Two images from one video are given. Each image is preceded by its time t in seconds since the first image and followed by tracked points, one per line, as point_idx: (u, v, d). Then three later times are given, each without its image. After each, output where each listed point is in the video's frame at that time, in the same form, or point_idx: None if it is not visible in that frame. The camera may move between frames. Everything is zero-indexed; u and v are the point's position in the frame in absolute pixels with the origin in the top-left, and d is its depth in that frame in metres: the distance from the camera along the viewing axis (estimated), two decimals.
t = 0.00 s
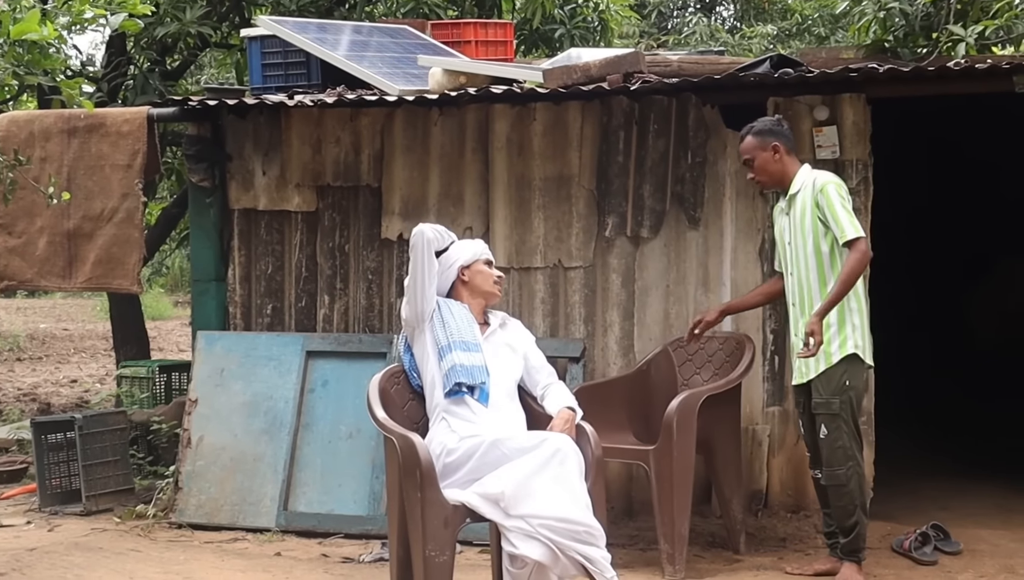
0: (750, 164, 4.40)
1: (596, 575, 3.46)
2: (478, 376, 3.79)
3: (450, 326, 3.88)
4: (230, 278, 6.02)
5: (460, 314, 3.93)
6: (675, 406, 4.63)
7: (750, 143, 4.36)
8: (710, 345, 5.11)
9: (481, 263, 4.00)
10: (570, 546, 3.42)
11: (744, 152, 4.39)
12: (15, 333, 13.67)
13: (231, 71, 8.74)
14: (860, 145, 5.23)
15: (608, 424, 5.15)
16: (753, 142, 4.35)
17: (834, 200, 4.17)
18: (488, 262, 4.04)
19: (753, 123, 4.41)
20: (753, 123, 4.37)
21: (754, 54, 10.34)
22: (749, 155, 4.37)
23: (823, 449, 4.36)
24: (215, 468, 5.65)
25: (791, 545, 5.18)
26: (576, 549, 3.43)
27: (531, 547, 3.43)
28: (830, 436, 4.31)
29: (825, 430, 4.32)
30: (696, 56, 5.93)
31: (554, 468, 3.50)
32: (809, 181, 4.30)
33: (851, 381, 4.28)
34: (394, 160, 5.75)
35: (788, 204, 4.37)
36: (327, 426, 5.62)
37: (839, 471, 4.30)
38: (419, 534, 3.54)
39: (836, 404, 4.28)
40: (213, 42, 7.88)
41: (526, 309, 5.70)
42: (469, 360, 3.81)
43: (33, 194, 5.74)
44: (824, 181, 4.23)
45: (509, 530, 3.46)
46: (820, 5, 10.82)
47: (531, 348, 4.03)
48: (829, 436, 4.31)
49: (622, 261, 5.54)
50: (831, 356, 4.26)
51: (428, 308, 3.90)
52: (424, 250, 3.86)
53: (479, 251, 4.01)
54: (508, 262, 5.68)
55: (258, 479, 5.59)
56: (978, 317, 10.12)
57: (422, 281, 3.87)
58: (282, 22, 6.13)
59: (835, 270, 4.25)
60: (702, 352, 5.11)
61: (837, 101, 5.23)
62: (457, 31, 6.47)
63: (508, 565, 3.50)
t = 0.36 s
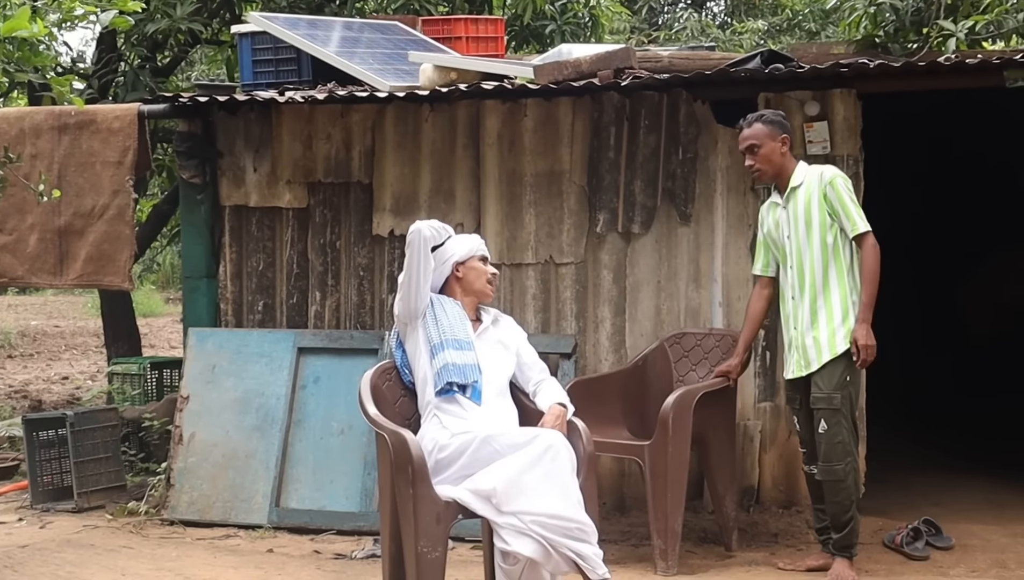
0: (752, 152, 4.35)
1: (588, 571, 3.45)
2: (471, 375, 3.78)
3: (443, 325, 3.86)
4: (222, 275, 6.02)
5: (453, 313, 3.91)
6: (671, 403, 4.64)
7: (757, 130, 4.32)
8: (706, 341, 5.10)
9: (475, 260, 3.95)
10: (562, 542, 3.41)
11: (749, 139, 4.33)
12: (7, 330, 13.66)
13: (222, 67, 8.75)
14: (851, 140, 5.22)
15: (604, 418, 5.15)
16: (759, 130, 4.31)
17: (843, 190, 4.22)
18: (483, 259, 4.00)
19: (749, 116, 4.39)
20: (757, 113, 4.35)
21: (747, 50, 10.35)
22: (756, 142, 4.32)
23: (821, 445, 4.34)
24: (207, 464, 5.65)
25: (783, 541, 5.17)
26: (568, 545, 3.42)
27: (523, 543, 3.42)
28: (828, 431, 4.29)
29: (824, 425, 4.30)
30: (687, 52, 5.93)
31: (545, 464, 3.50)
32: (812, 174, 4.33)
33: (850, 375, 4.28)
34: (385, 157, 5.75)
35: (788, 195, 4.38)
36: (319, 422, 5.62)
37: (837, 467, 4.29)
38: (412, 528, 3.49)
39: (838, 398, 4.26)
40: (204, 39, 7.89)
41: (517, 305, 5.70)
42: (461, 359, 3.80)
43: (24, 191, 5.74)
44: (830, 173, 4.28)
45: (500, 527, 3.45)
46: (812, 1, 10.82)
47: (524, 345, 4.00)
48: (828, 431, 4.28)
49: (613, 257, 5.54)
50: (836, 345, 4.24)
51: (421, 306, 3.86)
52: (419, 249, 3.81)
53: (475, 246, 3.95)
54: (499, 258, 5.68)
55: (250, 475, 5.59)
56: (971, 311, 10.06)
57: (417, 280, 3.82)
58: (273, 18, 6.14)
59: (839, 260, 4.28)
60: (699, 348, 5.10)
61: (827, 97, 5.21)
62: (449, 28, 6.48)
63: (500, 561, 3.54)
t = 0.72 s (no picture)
0: (758, 152, 4.32)
1: (586, 569, 3.44)
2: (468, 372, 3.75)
3: (441, 321, 3.83)
4: (219, 273, 6.02)
5: (450, 310, 3.88)
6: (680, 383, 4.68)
7: (761, 131, 4.29)
8: (666, 329, 5.17)
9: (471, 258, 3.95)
10: (560, 540, 3.41)
11: (754, 141, 4.29)
12: (5, 329, 13.66)
13: (219, 65, 8.75)
14: (848, 138, 5.22)
15: (584, 423, 5.13)
16: (762, 130, 4.29)
17: (854, 192, 4.22)
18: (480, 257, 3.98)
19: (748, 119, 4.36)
20: (756, 114, 4.32)
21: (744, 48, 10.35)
22: (761, 142, 4.29)
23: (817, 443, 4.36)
24: (205, 462, 5.65)
25: (780, 538, 5.17)
26: (566, 544, 3.41)
27: (521, 542, 3.42)
28: (825, 429, 4.31)
29: (822, 423, 4.32)
30: (684, 49, 5.93)
31: (543, 462, 3.49)
32: (823, 173, 4.30)
33: (849, 375, 4.29)
34: (382, 155, 5.75)
35: (796, 194, 4.34)
36: (317, 420, 5.62)
37: (835, 465, 4.30)
38: (410, 526, 3.49)
39: (836, 397, 4.26)
40: (201, 38, 7.90)
41: (514, 303, 5.70)
42: (459, 357, 3.77)
43: (20, 190, 5.74)
44: (841, 173, 4.26)
45: (499, 525, 3.45)
46: None
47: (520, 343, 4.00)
48: (827, 429, 4.30)
49: (610, 255, 5.54)
50: (837, 349, 4.26)
51: (418, 303, 3.85)
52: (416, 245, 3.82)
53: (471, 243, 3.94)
54: (497, 256, 5.68)
55: (248, 474, 5.59)
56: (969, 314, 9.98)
57: (412, 277, 3.82)
58: (270, 17, 6.14)
59: (844, 262, 4.28)
60: (660, 337, 5.17)
61: (825, 94, 5.21)
62: (445, 26, 6.51)
63: (499, 560, 3.54)
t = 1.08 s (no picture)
0: (765, 143, 4.32)
1: (586, 567, 3.42)
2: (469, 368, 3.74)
3: (440, 319, 3.82)
4: (219, 272, 6.02)
5: (448, 308, 3.87)
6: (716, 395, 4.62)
7: (773, 123, 4.28)
8: (687, 330, 5.19)
9: (460, 256, 3.86)
10: (560, 539, 3.39)
11: (766, 131, 4.29)
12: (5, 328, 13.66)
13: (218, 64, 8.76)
14: (848, 136, 5.22)
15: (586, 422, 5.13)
16: (776, 122, 4.28)
17: (845, 189, 4.19)
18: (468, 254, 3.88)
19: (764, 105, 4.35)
20: (774, 104, 4.31)
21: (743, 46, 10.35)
22: (771, 135, 4.29)
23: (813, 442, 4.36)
24: (205, 461, 5.65)
25: (781, 536, 5.19)
26: (566, 542, 3.39)
27: (521, 540, 3.40)
28: (819, 426, 4.31)
29: (816, 421, 4.33)
30: (684, 48, 5.93)
31: (543, 460, 3.46)
32: (815, 172, 4.30)
33: (843, 374, 4.28)
34: (382, 154, 5.75)
35: (792, 192, 4.35)
36: (317, 419, 5.62)
37: (829, 464, 4.30)
38: (411, 525, 3.49)
39: (829, 396, 4.26)
40: (201, 36, 7.90)
41: (515, 301, 5.70)
42: (460, 354, 3.76)
43: (20, 189, 5.74)
44: (832, 171, 4.25)
45: (499, 524, 3.44)
46: None
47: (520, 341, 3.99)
48: (821, 427, 4.31)
49: (610, 253, 5.54)
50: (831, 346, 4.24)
51: (417, 301, 3.84)
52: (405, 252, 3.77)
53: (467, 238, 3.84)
54: (497, 255, 5.68)
55: (248, 472, 5.59)
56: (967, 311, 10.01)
57: (406, 277, 3.80)
58: (270, 16, 6.14)
59: (839, 259, 4.26)
60: (680, 337, 5.20)
61: (825, 93, 5.21)
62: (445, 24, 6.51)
63: (498, 558, 3.54)
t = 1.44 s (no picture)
0: (769, 140, 4.28)
1: (590, 560, 3.42)
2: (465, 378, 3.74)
3: (435, 325, 3.78)
4: (220, 272, 6.02)
5: (444, 311, 3.83)
6: (721, 395, 4.63)
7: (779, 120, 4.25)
8: (694, 330, 5.19)
9: (450, 259, 3.80)
10: (562, 533, 3.39)
11: (771, 128, 4.26)
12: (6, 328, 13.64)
13: (219, 64, 8.76)
14: (848, 135, 5.21)
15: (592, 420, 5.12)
16: (782, 119, 4.25)
17: (847, 190, 4.20)
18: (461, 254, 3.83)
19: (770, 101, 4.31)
20: (781, 100, 4.28)
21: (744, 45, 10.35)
22: (776, 132, 4.26)
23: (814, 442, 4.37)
24: (206, 460, 5.65)
25: (782, 535, 5.22)
26: (568, 536, 3.39)
27: (523, 537, 3.40)
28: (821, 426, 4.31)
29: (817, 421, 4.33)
30: (685, 46, 5.93)
31: (542, 456, 3.47)
32: (817, 171, 4.30)
33: (842, 373, 4.27)
34: (383, 153, 5.76)
35: (794, 191, 4.35)
36: (318, 418, 5.62)
37: (829, 463, 4.30)
38: (411, 523, 3.49)
39: (828, 396, 4.26)
40: (202, 35, 7.91)
41: (516, 300, 5.70)
42: (455, 364, 3.75)
43: (22, 188, 5.74)
44: (834, 171, 4.25)
45: (500, 521, 3.43)
46: None
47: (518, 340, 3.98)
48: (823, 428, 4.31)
49: (611, 252, 5.54)
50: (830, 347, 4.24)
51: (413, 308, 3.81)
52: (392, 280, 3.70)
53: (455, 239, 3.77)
54: (497, 254, 5.68)
55: (249, 471, 5.59)
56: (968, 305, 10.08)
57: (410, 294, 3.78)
58: (271, 15, 6.14)
59: (840, 261, 4.27)
60: (687, 337, 5.20)
61: (825, 91, 5.21)
62: (445, 23, 6.51)
63: (499, 555, 3.51)
